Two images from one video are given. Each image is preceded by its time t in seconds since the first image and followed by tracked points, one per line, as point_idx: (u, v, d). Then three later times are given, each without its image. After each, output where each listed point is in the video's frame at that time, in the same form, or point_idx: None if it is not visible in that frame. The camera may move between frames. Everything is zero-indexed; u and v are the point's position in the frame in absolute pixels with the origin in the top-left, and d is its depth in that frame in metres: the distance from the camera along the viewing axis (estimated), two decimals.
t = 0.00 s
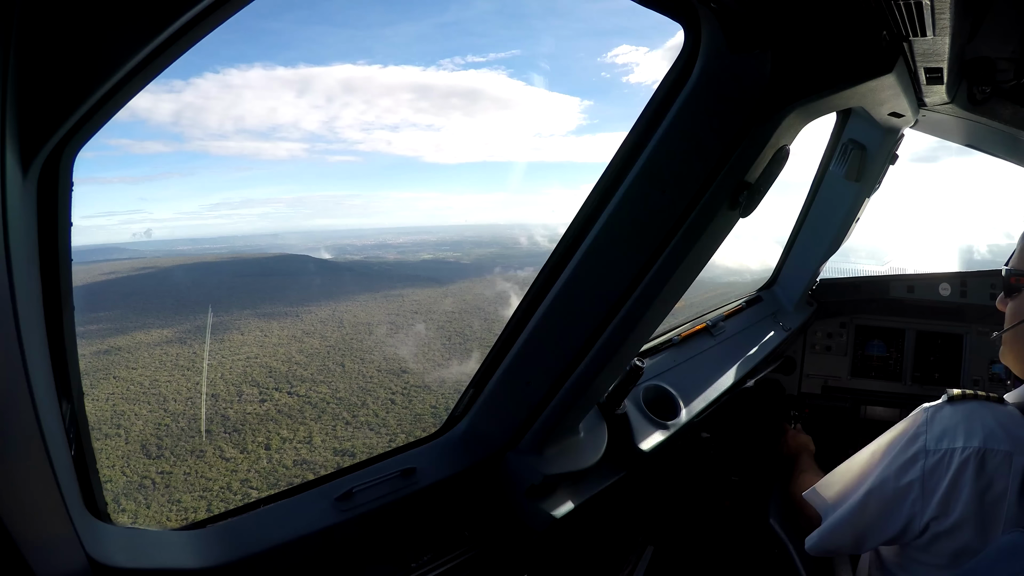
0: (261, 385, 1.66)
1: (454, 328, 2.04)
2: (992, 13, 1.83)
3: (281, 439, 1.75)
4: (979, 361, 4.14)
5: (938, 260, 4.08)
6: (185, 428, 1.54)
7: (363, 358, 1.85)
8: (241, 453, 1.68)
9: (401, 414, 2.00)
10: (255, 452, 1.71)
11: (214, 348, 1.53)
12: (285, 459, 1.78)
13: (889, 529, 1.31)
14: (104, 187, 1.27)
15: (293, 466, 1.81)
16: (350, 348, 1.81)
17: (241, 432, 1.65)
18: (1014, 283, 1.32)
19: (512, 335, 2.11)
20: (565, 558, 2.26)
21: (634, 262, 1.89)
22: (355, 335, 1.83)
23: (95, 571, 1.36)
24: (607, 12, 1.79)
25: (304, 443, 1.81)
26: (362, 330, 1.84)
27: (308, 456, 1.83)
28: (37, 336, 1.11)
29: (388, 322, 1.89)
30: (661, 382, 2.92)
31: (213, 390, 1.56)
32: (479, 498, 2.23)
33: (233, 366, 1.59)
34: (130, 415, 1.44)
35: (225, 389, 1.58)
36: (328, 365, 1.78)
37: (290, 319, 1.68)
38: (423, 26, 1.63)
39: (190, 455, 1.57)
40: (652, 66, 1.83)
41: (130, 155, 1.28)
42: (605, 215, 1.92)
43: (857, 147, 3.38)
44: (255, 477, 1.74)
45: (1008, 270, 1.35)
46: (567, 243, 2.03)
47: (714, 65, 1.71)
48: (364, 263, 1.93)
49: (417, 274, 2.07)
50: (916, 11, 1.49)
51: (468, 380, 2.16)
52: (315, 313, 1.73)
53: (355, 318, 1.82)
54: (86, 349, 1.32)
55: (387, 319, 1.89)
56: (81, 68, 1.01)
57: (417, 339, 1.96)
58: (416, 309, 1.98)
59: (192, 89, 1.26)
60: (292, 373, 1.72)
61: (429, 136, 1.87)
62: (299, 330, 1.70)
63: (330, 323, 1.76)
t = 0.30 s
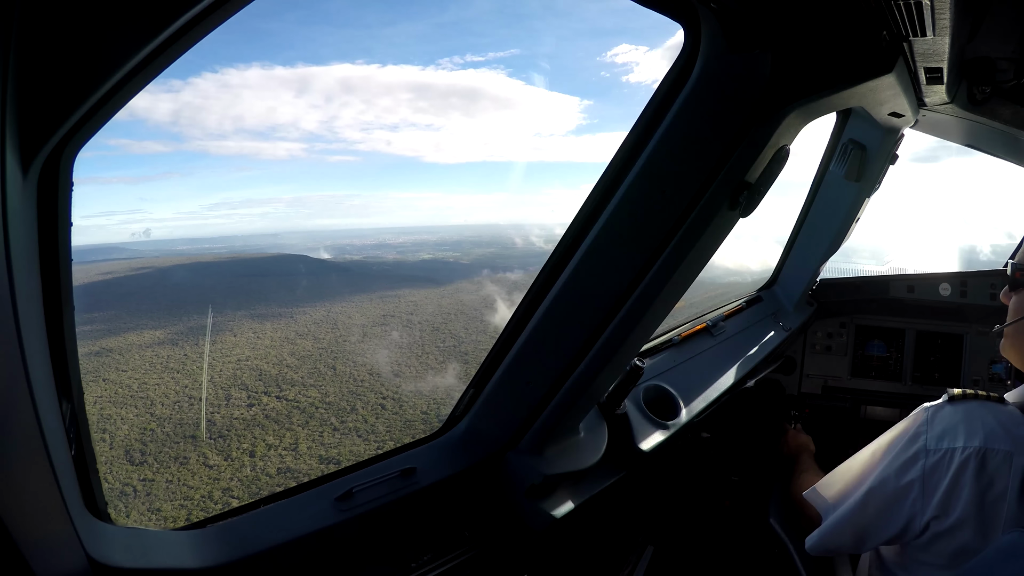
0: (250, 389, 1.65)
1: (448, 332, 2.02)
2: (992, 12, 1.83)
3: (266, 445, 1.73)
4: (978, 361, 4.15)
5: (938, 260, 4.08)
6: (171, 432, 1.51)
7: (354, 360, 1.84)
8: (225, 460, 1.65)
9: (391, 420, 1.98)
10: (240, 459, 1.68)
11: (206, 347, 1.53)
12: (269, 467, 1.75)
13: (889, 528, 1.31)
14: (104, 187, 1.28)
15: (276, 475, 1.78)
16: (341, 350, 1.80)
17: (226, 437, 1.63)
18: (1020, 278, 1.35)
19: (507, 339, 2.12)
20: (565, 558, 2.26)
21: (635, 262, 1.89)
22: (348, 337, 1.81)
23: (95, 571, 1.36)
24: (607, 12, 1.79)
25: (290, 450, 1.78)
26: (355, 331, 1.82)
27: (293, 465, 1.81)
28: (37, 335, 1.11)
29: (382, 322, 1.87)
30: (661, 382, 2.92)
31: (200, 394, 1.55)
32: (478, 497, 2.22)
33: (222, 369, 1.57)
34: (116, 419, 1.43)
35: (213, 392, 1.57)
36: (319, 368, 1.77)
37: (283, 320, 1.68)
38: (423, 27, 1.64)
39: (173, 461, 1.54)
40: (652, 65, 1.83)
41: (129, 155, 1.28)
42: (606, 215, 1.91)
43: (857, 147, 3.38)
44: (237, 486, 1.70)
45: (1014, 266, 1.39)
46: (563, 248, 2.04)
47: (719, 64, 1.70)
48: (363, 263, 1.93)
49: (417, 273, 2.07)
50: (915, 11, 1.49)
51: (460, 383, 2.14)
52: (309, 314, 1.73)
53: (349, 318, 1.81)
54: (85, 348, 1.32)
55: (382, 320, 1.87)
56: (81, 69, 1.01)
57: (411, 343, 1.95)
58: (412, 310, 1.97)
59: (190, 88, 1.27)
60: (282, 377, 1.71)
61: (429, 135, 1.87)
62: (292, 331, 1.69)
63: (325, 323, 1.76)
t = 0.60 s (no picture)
0: (237, 391, 1.60)
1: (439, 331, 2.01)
2: (990, 12, 1.83)
3: (249, 451, 1.68)
4: (978, 361, 4.15)
5: (938, 260, 4.08)
6: (155, 436, 1.48)
7: (344, 363, 1.81)
8: (206, 466, 1.61)
9: (378, 425, 1.94)
10: (221, 466, 1.63)
11: (195, 348, 1.50)
12: (250, 474, 1.71)
13: (888, 529, 1.31)
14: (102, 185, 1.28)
15: (257, 482, 1.74)
16: (332, 350, 1.78)
17: (209, 442, 1.59)
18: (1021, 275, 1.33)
19: (502, 340, 2.12)
20: (565, 558, 2.25)
21: (635, 262, 1.89)
22: (339, 338, 1.79)
23: (95, 571, 1.36)
24: (607, 11, 1.79)
25: (273, 456, 1.73)
26: (348, 331, 1.80)
27: (275, 472, 1.77)
28: (37, 334, 1.11)
29: (375, 322, 1.86)
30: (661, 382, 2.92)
31: (187, 396, 1.52)
32: (479, 498, 2.21)
33: (210, 369, 1.54)
34: (100, 420, 1.40)
35: (199, 394, 1.53)
36: (308, 370, 1.75)
37: (277, 319, 1.65)
38: (423, 26, 1.64)
39: (154, 466, 1.51)
40: (652, 64, 1.83)
41: (128, 153, 1.28)
42: (606, 215, 1.91)
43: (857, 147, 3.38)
44: (217, 493, 1.66)
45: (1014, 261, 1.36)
46: (562, 249, 2.04)
47: (718, 62, 1.70)
48: (361, 261, 1.95)
49: (417, 272, 2.05)
50: (915, 12, 1.49)
51: (450, 387, 2.11)
52: (303, 314, 1.70)
53: (343, 318, 1.79)
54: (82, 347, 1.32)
55: (377, 320, 1.87)
56: (81, 68, 1.01)
57: (402, 345, 1.92)
58: (407, 310, 1.95)
59: (188, 85, 1.27)
60: (270, 379, 1.68)
61: (428, 134, 1.86)
62: (286, 330, 1.66)
63: (317, 323, 1.73)
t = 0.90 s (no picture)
0: (223, 394, 1.58)
1: (430, 331, 1.98)
2: (990, 12, 1.83)
3: (231, 456, 1.65)
4: (979, 361, 4.14)
5: (938, 260, 4.08)
6: (135, 439, 1.46)
7: (334, 364, 1.79)
8: (187, 472, 1.57)
9: (363, 431, 1.90)
10: (202, 472, 1.60)
11: (184, 348, 1.48)
12: (230, 480, 1.68)
13: (887, 529, 1.31)
14: (100, 182, 1.28)
15: (236, 490, 1.71)
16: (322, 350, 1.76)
17: (192, 446, 1.56)
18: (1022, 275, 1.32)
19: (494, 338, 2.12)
20: (565, 557, 2.25)
21: (633, 262, 1.89)
22: (330, 338, 1.77)
23: (96, 571, 1.37)
24: (606, 10, 1.79)
25: (255, 462, 1.70)
26: (339, 331, 1.79)
27: (255, 479, 1.73)
28: (36, 333, 1.11)
29: (367, 321, 1.85)
30: (661, 382, 2.92)
31: (171, 397, 1.49)
32: (479, 498, 2.21)
33: (198, 370, 1.52)
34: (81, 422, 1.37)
35: (184, 395, 1.51)
36: (297, 372, 1.73)
37: (268, 319, 1.63)
38: (422, 24, 1.64)
39: (134, 471, 1.48)
40: (650, 63, 1.83)
41: (126, 150, 1.28)
42: (606, 216, 1.91)
43: (857, 147, 3.38)
44: (195, 501, 1.62)
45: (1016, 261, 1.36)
46: (563, 248, 2.04)
47: (719, 61, 1.70)
48: (357, 260, 1.93)
49: (416, 270, 2.03)
50: (915, 12, 1.49)
51: (440, 391, 2.08)
52: (293, 313, 1.67)
53: (334, 318, 1.77)
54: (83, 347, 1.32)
55: (369, 319, 1.85)
56: (81, 69, 1.01)
57: (393, 345, 1.90)
58: (399, 310, 1.93)
59: (186, 83, 1.26)
60: (257, 381, 1.65)
61: (426, 132, 1.86)
62: (277, 327, 1.65)
63: (309, 323, 1.71)
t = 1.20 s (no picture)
0: (208, 397, 1.57)
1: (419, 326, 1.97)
2: (990, 12, 1.83)
3: (212, 464, 1.61)
4: (978, 361, 4.15)
5: (937, 260, 4.08)
6: (117, 444, 1.44)
7: (322, 366, 1.79)
8: (166, 480, 1.54)
9: (347, 440, 1.90)
10: (181, 479, 1.57)
11: (173, 349, 1.48)
12: (209, 489, 1.64)
13: (887, 530, 1.31)
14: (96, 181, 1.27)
15: (214, 499, 1.66)
16: (313, 352, 1.76)
17: (172, 453, 1.53)
18: (1015, 275, 1.32)
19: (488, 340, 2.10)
20: (564, 557, 2.25)
21: (634, 262, 1.89)
22: (321, 339, 1.77)
23: (96, 571, 1.36)
24: (605, 9, 1.79)
25: (235, 470, 1.67)
26: (330, 333, 1.78)
27: (233, 488, 1.69)
28: (36, 334, 1.11)
29: (360, 324, 1.85)
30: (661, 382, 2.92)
31: (156, 401, 1.48)
32: (478, 498, 2.21)
33: (184, 371, 1.51)
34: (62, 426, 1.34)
35: (168, 399, 1.50)
36: (284, 375, 1.73)
37: (260, 320, 1.63)
38: (421, 23, 1.64)
39: (114, 478, 1.45)
40: (648, 62, 1.83)
41: (124, 150, 1.28)
42: (605, 216, 1.91)
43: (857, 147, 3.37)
44: (172, 510, 1.58)
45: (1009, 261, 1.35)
46: (565, 245, 2.03)
47: (719, 62, 1.70)
48: (356, 259, 1.94)
49: (414, 269, 2.02)
50: (916, 12, 1.49)
51: (429, 395, 2.07)
52: (286, 313, 1.69)
53: (327, 318, 1.78)
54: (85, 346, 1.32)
55: (362, 321, 1.85)
56: (81, 70, 1.01)
57: (384, 346, 1.90)
58: (393, 310, 1.93)
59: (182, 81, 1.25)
60: (243, 385, 1.64)
61: (423, 131, 1.86)
62: (268, 330, 1.66)
63: (301, 323, 1.72)
